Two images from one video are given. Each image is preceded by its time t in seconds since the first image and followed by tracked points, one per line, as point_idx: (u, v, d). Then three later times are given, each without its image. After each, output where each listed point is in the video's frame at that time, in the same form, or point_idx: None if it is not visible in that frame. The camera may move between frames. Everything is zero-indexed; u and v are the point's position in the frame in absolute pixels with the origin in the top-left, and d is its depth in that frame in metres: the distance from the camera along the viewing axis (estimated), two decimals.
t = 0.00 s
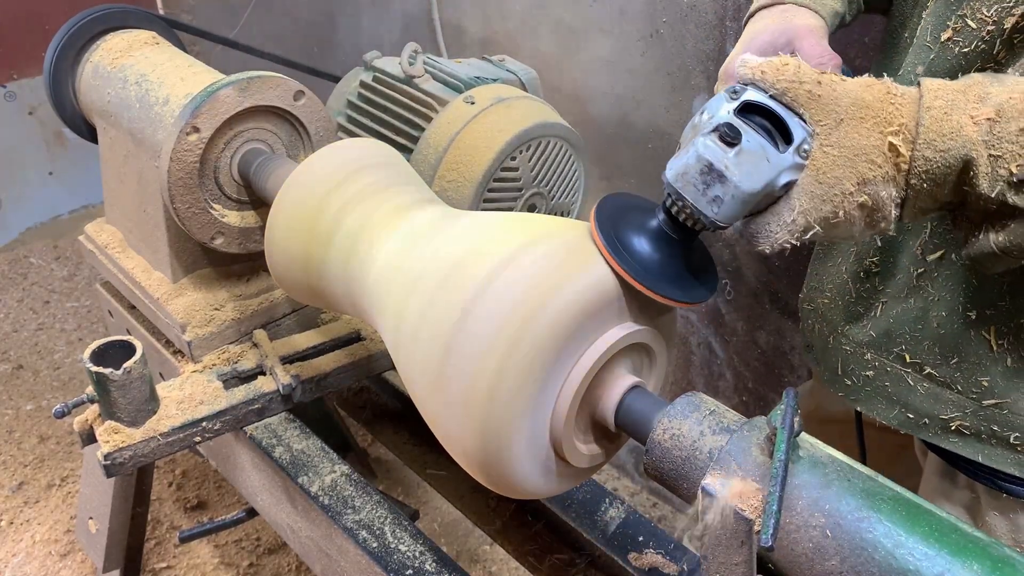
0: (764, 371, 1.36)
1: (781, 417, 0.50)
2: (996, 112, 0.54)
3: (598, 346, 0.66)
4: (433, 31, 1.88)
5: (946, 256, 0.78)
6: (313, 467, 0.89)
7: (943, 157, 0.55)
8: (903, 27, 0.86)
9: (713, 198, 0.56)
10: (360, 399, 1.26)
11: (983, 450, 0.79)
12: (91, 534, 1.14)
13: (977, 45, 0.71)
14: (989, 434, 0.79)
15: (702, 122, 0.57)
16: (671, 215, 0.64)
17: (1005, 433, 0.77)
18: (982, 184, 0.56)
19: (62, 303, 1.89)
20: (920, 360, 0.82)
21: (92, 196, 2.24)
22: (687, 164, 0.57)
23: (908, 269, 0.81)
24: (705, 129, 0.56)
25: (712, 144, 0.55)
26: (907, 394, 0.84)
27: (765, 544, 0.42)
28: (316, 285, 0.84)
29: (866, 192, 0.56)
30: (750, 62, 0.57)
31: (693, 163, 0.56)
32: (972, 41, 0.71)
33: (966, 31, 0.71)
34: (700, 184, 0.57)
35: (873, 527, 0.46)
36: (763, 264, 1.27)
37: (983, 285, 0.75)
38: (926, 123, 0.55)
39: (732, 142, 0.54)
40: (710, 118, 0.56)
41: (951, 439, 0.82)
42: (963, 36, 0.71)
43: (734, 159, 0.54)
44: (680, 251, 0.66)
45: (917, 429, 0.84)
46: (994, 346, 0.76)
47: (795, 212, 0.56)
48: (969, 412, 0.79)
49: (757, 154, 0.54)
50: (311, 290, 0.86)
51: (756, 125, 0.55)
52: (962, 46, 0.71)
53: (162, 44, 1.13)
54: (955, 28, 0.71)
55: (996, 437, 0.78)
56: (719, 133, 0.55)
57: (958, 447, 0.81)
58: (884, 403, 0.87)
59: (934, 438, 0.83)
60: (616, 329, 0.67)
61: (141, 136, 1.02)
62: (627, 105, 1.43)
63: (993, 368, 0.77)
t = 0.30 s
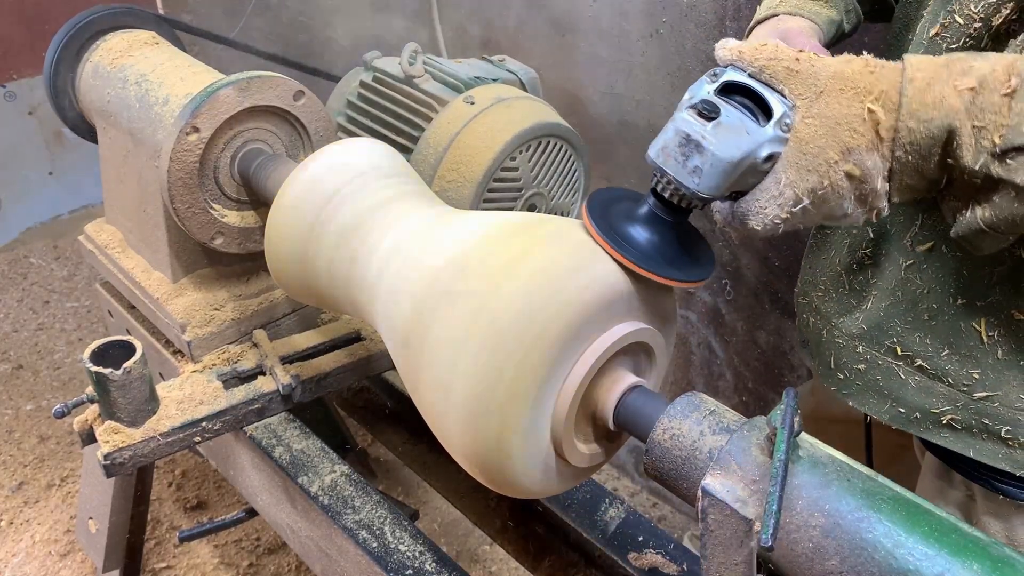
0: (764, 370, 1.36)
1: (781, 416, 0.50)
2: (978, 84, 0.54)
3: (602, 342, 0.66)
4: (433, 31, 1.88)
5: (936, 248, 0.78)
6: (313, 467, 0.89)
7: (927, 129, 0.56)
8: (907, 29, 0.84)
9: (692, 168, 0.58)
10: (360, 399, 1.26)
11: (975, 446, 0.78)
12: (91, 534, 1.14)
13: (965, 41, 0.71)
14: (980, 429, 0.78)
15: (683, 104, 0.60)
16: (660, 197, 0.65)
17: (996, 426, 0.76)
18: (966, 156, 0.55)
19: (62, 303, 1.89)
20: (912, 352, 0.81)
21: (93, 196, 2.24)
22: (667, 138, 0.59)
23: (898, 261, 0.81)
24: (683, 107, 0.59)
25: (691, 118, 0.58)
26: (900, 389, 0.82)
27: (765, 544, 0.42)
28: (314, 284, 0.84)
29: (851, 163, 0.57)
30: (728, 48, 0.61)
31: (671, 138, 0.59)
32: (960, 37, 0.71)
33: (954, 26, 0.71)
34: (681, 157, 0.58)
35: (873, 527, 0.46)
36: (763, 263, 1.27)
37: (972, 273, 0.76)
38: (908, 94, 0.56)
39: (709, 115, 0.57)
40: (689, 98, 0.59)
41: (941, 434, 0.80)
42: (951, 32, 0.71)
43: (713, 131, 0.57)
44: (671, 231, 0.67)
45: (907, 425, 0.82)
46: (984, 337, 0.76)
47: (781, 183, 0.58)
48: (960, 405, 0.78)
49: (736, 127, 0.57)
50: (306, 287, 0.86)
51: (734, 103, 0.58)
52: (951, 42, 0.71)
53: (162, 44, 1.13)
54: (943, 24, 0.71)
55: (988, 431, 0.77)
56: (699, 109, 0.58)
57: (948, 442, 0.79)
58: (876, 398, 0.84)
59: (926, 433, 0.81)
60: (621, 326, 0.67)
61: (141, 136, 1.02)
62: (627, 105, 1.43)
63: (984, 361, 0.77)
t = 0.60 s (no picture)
0: (764, 371, 1.36)
1: (781, 416, 0.50)
2: (1011, 158, 0.57)
3: (615, 334, 0.66)
4: (433, 31, 1.88)
5: (954, 253, 0.80)
6: (313, 467, 0.89)
7: (958, 203, 0.59)
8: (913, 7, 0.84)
9: (741, 242, 0.57)
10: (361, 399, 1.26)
11: (980, 446, 0.80)
12: (91, 534, 1.14)
13: (998, 42, 0.71)
14: (986, 431, 0.79)
15: (740, 155, 0.57)
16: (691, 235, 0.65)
17: (1001, 431, 0.78)
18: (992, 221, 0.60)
19: (62, 303, 1.89)
20: (925, 353, 0.83)
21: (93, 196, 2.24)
22: (721, 205, 0.57)
23: (921, 262, 0.83)
24: (744, 165, 0.56)
25: (749, 187, 0.55)
26: (911, 385, 0.85)
27: (765, 544, 0.42)
28: (314, 283, 0.84)
29: (887, 232, 0.59)
30: (798, 96, 0.56)
31: (726, 205, 0.56)
32: (993, 37, 0.71)
33: (988, 26, 0.71)
34: (733, 225, 0.57)
35: (873, 527, 0.46)
36: (763, 264, 1.27)
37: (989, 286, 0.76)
38: (944, 171, 0.58)
39: (767, 185, 0.55)
40: (748, 151, 0.56)
41: (950, 433, 0.82)
42: (985, 32, 0.72)
43: (769, 208, 0.55)
44: (685, 268, 0.68)
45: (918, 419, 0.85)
46: (995, 343, 0.77)
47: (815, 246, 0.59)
48: (968, 408, 0.80)
49: (790, 200, 0.56)
50: (308, 287, 0.86)
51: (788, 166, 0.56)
52: (983, 42, 0.72)
53: (162, 44, 1.13)
54: (976, 24, 0.72)
55: (993, 434, 0.78)
56: (757, 175, 0.55)
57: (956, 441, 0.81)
58: (888, 391, 0.87)
59: (935, 430, 0.83)
60: (625, 322, 0.68)
61: (141, 136, 1.02)
62: (627, 105, 1.43)
63: (993, 369, 0.78)
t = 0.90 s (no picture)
0: (764, 371, 1.36)
1: (781, 417, 0.50)
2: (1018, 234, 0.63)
3: (621, 328, 0.67)
4: (433, 31, 1.88)
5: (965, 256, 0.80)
6: (313, 467, 0.89)
7: (969, 265, 0.66)
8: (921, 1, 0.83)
9: (763, 306, 0.59)
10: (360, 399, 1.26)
11: (985, 449, 0.80)
12: (91, 534, 1.14)
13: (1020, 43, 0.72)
14: (991, 434, 0.80)
15: (783, 233, 0.56)
16: (705, 264, 0.67)
17: (1006, 434, 0.78)
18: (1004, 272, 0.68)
19: (62, 303, 1.89)
20: (931, 354, 0.84)
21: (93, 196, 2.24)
22: (757, 281, 0.56)
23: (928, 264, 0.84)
24: (786, 248, 0.55)
25: (789, 273, 0.55)
26: (916, 386, 0.85)
27: (765, 544, 0.42)
28: (316, 284, 0.84)
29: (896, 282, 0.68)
30: (853, 182, 0.57)
31: (761, 283, 0.56)
32: (1014, 39, 0.72)
33: (1010, 28, 0.73)
34: (758, 297, 0.57)
35: (873, 527, 0.46)
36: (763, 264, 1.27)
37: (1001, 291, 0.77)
38: (958, 244, 0.64)
39: (802, 270, 0.56)
40: (793, 232, 0.56)
41: (954, 436, 0.83)
42: (1006, 34, 0.73)
43: (800, 288, 0.57)
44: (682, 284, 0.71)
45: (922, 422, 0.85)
46: (1004, 343, 0.78)
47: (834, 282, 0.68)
48: (973, 410, 0.80)
49: (817, 276, 0.58)
50: (310, 288, 0.86)
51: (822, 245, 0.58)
52: (1005, 44, 0.73)
53: (163, 44, 1.13)
54: (998, 26, 0.73)
55: (998, 437, 0.79)
56: (798, 260, 0.55)
57: (959, 443, 0.82)
58: (892, 393, 0.88)
59: (939, 433, 0.84)
60: (631, 320, 0.69)
61: (140, 136, 1.02)
62: (627, 105, 1.43)
63: (1001, 371, 0.79)
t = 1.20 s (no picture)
0: (764, 371, 1.36)
1: (781, 416, 0.50)
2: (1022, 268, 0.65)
3: (623, 327, 0.67)
4: (433, 31, 1.88)
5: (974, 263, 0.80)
6: (313, 467, 0.89)
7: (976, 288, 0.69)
8: None
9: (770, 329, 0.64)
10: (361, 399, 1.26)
11: (987, 450, 0.81)
12: (92, 534, 1.14)
13: None
14: (995, 435, 0.80)
15: (796, 272, 0.60)
16: (718, 280, 0.70)
17: (1010, 436, 0.78)
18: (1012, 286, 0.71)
19: (62, 303, 1.89)
20: (935, 356, 0.84)
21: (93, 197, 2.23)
22: (766, 311, 0.62)
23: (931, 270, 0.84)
24: (797, 286, 0.60)
25: (796, 308, 0.60)
26: (919, 388, 0.85)
27: (766, 544, 0.42)
28: (317, 285, 0.84)
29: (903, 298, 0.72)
30: (869, 232, 0.59)
31: (769, 314, 0.62)
32: None
33: None
34: (765, 323, 0.63)
35: (873, 527, 0.46)
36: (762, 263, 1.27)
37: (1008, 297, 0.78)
38: (966, 275, 0.66)
39: (810, 305, 0.61)
40: (807, 271, 0.60)
41: (957, 438, 0.83)
42: (1021, 34, 0.73)
43: (806, 317, 0.62)
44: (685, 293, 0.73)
45: (924, 424, 0.85)
46: (1009, 347, 0.79)
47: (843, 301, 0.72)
48: (977, 412, 0.80)
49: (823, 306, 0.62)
50: (309, 288, 0.86)
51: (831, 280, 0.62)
52: (1018, 44, 0.73)
53: (163, 44, 1.13)
54: (1013, 26, 0.73)
55: (1001, 439, 0.79)
56: (807, 297, 0.60)
57: (962, 446, 0.82)
58: (895, 395, 0.88)
59: (941, 434, 0.84)
60: (632, 320, 0.69)
61: (141, 136, 1.02)
62: (627, 105, 1.43)
63: (1006, 372, 0.79)
